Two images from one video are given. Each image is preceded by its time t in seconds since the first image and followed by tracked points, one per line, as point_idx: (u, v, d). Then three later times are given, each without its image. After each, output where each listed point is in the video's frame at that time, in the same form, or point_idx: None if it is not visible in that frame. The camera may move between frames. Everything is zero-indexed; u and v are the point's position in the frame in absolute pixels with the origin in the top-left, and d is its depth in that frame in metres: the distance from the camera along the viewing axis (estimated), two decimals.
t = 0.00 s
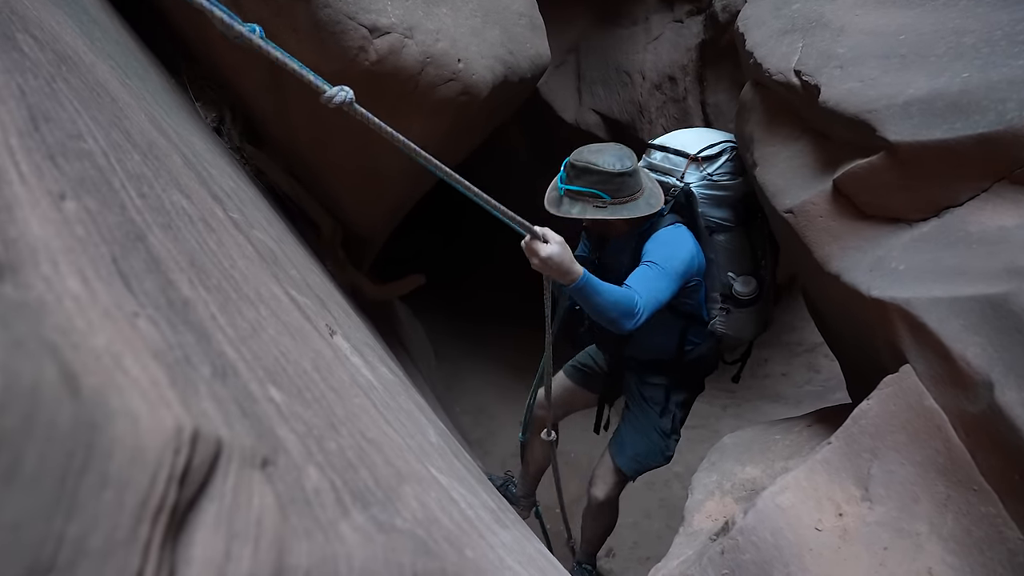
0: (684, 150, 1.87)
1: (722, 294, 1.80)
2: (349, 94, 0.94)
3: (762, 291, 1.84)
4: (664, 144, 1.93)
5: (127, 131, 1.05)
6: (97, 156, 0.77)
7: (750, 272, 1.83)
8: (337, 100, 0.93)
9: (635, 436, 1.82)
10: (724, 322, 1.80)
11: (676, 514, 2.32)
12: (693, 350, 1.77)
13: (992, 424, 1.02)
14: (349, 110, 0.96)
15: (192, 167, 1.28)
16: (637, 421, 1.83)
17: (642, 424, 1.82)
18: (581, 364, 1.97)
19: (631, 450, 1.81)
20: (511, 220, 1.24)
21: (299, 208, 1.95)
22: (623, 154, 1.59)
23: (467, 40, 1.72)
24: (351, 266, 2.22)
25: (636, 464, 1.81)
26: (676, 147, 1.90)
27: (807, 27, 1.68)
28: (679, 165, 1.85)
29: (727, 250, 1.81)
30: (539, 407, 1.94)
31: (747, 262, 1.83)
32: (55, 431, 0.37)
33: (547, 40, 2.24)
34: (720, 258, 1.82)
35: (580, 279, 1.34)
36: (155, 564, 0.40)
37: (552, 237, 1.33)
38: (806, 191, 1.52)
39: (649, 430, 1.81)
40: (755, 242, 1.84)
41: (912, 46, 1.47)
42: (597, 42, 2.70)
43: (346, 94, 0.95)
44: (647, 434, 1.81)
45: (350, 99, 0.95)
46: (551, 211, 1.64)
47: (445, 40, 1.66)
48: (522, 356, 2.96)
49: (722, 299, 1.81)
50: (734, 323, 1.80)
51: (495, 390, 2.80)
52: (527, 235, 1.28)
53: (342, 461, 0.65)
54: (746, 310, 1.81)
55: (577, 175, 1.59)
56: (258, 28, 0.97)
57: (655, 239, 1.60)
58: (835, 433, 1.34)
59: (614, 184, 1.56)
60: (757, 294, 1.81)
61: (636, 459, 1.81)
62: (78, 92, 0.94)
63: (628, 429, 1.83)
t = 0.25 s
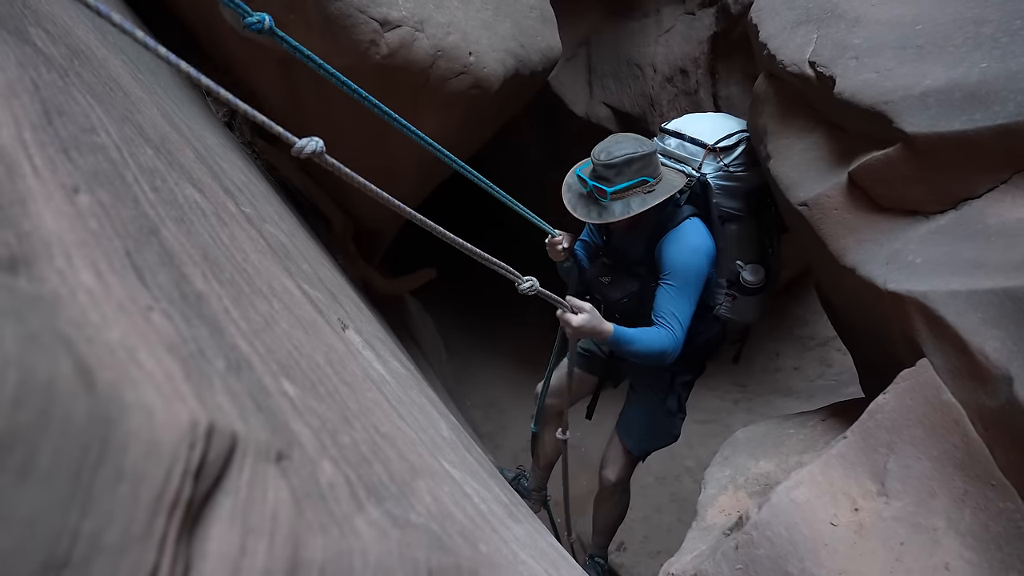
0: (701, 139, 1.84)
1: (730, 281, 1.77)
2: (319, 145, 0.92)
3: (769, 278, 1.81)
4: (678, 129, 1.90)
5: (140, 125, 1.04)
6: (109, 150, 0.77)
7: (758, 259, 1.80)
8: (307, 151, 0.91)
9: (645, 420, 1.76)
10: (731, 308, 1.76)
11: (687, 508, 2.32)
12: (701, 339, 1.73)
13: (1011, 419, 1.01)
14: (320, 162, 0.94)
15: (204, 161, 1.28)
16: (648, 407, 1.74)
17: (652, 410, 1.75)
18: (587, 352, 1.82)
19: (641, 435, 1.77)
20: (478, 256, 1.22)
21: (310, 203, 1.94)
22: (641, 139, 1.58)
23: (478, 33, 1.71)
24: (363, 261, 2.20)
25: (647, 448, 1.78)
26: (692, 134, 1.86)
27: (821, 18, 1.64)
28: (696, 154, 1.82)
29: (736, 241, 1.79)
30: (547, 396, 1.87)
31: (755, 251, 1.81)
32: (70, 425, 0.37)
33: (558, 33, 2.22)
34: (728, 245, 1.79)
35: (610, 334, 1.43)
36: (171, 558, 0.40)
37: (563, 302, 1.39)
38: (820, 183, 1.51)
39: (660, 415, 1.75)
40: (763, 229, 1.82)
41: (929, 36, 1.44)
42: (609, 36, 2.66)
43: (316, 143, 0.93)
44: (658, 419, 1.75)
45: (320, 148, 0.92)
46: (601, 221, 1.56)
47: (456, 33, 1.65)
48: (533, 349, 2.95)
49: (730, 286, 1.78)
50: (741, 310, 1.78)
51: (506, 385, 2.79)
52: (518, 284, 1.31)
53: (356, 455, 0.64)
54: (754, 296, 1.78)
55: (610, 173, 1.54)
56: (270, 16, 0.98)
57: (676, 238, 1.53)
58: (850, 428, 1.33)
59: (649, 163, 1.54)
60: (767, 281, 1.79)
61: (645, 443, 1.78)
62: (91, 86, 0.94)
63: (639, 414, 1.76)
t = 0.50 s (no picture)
0: (715, 141, 1.75)
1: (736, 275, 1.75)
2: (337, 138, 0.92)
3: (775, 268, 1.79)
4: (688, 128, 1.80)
5: (144, 116, 1.04)
6: (114, 142, 0.77)
7: (764, 252, 1.77)
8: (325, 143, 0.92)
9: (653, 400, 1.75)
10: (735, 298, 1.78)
11: (692, 502, 2.31)
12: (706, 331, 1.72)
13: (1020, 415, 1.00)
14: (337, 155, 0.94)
15: (209, 154, 1.27)
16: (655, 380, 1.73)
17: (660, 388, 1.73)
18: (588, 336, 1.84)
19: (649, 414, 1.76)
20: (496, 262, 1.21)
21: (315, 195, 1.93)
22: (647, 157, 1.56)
23: (484, 26, 1.70)
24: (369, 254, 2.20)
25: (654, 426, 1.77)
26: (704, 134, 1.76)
27: (829, 10, 1.61)
28: (711, 159, 1.74)
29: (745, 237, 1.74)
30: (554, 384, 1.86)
31: (762, 243, 1.77)
32: (73, 416, 0.37)
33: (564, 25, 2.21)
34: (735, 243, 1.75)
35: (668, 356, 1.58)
36: (174, 551, 0.40)
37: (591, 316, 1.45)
38: (828, 176, 1.50)
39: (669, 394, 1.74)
40: (768, 220, 1.78)
41: (939, 28, 1.42)
42: (615, 28, 2.57)
43: (333, 137, 0.93)
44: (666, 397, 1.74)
45: (336, 141, 0.92)
46: (636, 252, 1.55)
47: (462, 26, 1.64)
48: (539, 340, 2.94)
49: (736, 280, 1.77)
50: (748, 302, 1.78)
51: (512, 378, 2.79)
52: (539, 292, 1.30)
53: (361, 448, 0.64)
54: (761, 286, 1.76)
55: (635, 204, 1.52)
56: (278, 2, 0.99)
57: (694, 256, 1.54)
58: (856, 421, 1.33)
59: (667, 183, 1.54)
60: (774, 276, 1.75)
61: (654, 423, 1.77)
62: (95, 78, 0.93)
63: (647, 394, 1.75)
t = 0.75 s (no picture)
0: (729, 145, 1.70)
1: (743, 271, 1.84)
2: (388, 92, 0.92)
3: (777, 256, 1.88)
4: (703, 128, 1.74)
5: (148, 104, 1.04)
6: (118, 128, 0.77)
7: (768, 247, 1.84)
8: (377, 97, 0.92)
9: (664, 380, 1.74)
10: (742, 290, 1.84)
11: (696, 494, 2.31)
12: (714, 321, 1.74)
13: None
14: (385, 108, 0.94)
15: (214, 142, 1.27)
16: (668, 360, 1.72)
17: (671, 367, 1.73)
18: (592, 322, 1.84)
19: (662, 395, 1.74)
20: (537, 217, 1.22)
21: (320, 186, 1.94)
22: (652, 172, 1.54)
23: (489, 15, 1.69)
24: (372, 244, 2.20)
25: (665, 408, 1.75)
26: (718, 137, 1.71)
27: None
28: (725, 165, 1.70)
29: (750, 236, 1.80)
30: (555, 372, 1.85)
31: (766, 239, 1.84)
32: (76, 397, 0.36)
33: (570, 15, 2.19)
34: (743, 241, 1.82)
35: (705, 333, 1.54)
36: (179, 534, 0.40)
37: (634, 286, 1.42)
38: (835, 167, 1.49)
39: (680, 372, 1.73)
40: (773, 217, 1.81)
41: (949, 16, 1.40)
42: (621, 17, 2.53)
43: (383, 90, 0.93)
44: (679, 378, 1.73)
45: (389, 94, 0.92)
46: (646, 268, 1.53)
47: (467, 15, 1.63)
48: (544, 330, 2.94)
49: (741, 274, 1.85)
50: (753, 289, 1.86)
51: (517, 369, 2.79)
52: (583, 255, 1.29)
53: (366, 434, 0.64)
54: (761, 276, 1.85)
55: (644, 224, 1.50)
56: None
57: (701, 256, 1.56)
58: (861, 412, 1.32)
59: (674, 199, 1.52)
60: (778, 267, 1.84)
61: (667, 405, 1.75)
62: (99, 64, 0.93)
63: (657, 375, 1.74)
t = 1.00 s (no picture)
0: (729, 142, 1.67)
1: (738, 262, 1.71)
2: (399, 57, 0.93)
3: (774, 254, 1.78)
4: (703, 125, 1.72)
5: (154, 92, 1.04)
6: (124, 115, 0.77)
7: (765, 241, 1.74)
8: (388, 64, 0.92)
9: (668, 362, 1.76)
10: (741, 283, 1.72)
11: (700, 486, 2.31)
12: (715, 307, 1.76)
13: None
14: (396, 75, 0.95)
15: (219, 132, 1.28)
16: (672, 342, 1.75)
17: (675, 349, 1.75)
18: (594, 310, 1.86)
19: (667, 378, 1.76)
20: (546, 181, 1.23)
21: (325, 177, 1.94)
22: (647, 170, 1.57)
23: (494, 5, 1.68)
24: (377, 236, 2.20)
25: (671, 391, 1.77)
26: (718, 133, 1.69)
27: None
28: (724, 161, 1.67)
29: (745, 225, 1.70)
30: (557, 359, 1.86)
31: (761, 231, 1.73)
32: (86, 377, 0.37)
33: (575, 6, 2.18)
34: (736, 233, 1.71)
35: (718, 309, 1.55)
36: (187, 513, 0.40)
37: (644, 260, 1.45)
38: (840, 157, 1.49)
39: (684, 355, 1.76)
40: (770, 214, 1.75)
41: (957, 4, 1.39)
42: (626, 6, 2.52)
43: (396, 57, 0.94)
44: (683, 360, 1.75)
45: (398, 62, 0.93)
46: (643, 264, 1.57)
47: (472, 5, 1.62)
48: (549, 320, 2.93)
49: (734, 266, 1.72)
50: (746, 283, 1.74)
51: (521, 361, 2.80)
52: (591, 223, 1.34)
53: (371, 420, 0.64)
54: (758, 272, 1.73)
55: (639, 221, 1.54)
56: None
57: (700, 246, 1.60)
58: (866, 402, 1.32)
59: (669, 196, 1.55)
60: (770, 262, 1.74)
61: (672, 387, 1.76)
62: (105, 52, 0.93)
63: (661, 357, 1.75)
